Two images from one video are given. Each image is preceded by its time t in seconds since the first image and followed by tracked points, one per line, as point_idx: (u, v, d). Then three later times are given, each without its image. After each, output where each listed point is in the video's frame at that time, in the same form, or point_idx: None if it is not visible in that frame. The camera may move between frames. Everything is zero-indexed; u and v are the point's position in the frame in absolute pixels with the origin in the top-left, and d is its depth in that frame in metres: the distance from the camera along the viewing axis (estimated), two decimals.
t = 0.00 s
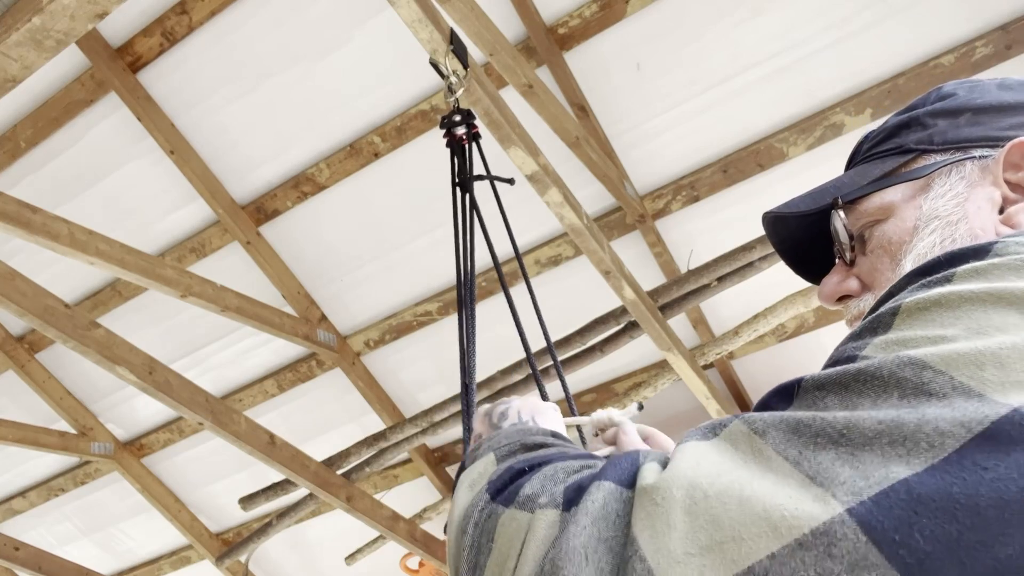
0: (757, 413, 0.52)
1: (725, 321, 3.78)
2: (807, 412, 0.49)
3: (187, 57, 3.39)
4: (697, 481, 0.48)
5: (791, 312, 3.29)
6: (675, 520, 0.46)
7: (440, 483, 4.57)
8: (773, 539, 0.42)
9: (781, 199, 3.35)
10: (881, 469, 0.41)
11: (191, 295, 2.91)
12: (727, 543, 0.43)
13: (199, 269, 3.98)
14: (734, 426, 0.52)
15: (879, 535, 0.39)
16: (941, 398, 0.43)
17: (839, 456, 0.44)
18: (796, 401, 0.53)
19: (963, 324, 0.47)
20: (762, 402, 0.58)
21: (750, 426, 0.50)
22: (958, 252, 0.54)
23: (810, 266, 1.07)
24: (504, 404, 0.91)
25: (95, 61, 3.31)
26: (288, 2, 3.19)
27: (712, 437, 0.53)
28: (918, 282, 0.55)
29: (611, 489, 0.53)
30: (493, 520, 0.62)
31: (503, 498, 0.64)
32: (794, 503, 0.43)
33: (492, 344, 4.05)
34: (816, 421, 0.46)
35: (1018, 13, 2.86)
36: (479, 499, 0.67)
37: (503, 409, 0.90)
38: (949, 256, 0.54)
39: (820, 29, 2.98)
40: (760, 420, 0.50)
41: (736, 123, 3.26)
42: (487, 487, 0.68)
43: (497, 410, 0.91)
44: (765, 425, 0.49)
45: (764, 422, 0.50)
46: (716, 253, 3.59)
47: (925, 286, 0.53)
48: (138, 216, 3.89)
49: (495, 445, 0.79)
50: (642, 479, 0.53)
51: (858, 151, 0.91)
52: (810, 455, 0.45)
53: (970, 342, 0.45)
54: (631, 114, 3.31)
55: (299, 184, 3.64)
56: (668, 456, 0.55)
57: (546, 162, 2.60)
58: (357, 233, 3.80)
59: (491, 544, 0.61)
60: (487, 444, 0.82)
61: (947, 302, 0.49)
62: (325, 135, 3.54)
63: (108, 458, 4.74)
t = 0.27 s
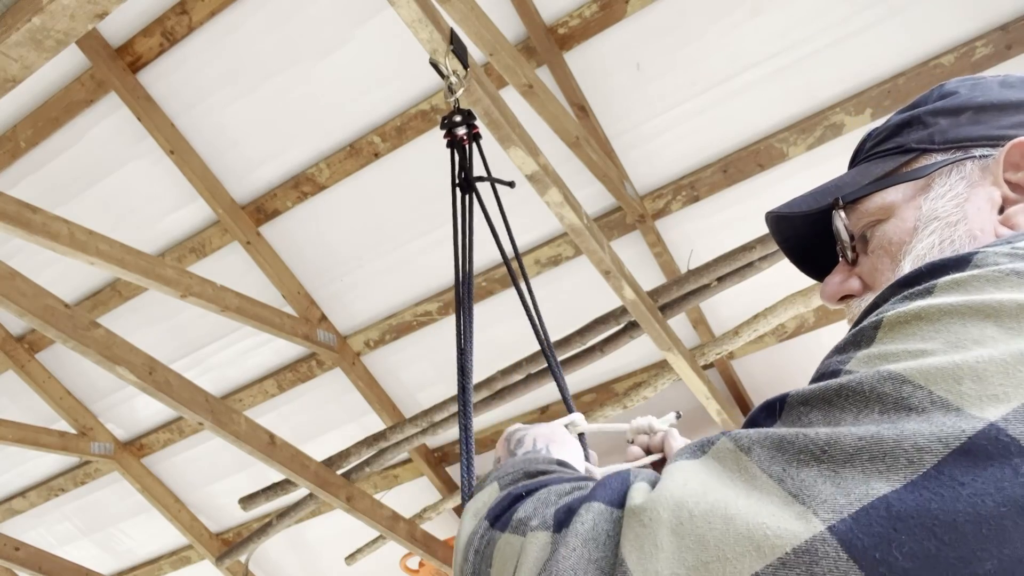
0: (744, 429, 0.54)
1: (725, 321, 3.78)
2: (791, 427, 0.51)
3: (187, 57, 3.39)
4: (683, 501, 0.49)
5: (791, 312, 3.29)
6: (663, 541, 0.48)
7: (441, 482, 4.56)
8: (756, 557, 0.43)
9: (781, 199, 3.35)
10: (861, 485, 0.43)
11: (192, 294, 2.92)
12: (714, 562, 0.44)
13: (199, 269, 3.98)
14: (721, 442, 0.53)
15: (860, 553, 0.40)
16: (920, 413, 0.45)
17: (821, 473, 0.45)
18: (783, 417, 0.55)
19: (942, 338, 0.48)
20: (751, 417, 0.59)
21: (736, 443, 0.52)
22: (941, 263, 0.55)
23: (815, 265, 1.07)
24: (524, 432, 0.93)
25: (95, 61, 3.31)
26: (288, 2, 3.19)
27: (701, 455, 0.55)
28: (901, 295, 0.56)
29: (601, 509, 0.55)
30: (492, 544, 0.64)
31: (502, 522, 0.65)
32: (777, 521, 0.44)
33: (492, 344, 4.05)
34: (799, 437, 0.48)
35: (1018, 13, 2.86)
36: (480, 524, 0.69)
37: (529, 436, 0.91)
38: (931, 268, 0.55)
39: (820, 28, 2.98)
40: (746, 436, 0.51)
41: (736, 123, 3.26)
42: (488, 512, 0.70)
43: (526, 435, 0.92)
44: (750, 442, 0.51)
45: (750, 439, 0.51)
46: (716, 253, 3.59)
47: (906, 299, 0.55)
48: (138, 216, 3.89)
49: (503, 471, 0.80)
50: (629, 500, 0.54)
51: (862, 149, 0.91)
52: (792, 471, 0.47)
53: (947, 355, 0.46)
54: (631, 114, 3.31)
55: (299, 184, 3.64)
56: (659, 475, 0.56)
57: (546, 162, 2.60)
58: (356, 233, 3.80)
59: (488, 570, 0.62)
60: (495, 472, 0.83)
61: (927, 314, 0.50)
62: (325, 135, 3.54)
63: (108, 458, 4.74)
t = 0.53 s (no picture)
0: (749, 444, 0.54)
1: (725, 321, 3.78)
2: (796, 440, 0.51)
3: (187, 57, 3.40)
4: (690, 524, 0.49)
5: (791, 312, 3.29)
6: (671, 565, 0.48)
7: (441, 482, 4.56)
8: None
9: (781, 199, 3.35)
10: (870, 500, 0.44)
11: (192, 295, 2.92)
12: None
13: (199, 269, 3.98)
14: (727, 458, 0.54)
15: (872, 570, 0.41)
16: (925, 423, 0.45)
17: (828, 487, 0.46)
18: (788, 429, 0.55)
19: (945, 346, 0.48)
20: (756, 430, 0.60)
21: (742, 459, 0.52)
22: (941, 271, 0.55)
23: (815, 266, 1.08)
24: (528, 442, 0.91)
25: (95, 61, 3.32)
26: (288, 3, 3.19)
27: (707, 470, 0.55)
28: (900, 303, 0.56)
29: (608, 529, 0.56)
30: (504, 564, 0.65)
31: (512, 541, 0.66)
32: (786, 538, 0.45)
33: (492, 344, 4.05)
34: (804, 451, 0.48)
35: (1018, 13, 2.86)
36: (491, 543, 0.69)
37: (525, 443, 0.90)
38: (930, 276, 0.56)
39: (820, 28, 2.98)
40: (752, 452, 0.52)
41: (736, 123, 3.26)
42: (499, 530, 0.70)
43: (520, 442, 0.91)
44: (756, 458, 0.51)
45: (756, 455, 0.51)
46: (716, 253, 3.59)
47: (907, 307, 0.55)
48: (138, 216, 3.89)
49: (513, 485, 0.80)
50: (636, 519, 0.55)
51: (863, 151, 0.91)
52: (800, 486, 0.47)
53: (952, 364, 0.47)
54: (631, 114, 3.31)
55: (299, 184, 3.64)
56: (666, 492, 0.57)
57: (546, 162, 2.60)
58: (356, 233, 3.80)
59: None
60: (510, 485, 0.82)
61: (929, 323, 0.51)
62: (325, 135, 3.54)
63: (108, 458, 4.74)
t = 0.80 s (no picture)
0: (798, 429, 0.53)
1: (725, 321, 3.78)
2: (852, 427, 0.50)
3: (188, 57, 3.40)
4: (742, 508, 0.48)
5: (791, 312, 3.29)
6: (722, 546, 0.47)
7: (441, 482, 4.57)
8: (830, 568, 0.42)
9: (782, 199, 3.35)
10: (938, 488, 0.42)
11: (191, 295, 2.92)
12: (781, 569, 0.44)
13: (199, 269, 3.98)
14: (778, 444, 0.53)
15: (946, 563, 0.40)
16: (993, 410, 0.44)
17: (892, 475, 0.45)
18: (835, 415, 0.54)
19: (1010, 334, 0.48)
20: (794, 412, 0.58)
21: (792, 445, 0.51)
22: (987, 260, 0.55)
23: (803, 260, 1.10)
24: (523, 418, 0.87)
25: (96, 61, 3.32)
26: (288, 3, 3.19)
27: (753, 459, 0.54)
28: (948, 289, 0.56)
29: (642, 510, 0.56)
30: (522, 548, 0.63)
31: (526, 525, 0.64)
32: (851, 527, 0.43)
33: (492, 344, 4.05)
34: (863, 437, 0.47)
35: (1018, 13, 2.86)
36: (502, 526, 0.67)
37: (519, 418, 0.86)
38: (979, 262, 0.55)
39: (820, 28, 2.98)
40: (803, 437, 0.51)
41: (736, 123, 3.26)
42: (509, 511, 0.68)
43: (510, 418, 0.86)
44: (809, 443, 0.50)
45: (809, 441, 0.50)
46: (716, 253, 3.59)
47: (959, 293, 0.54)
48: (138, 216, 3.89)
49: (510, 467, 0.77)
50: (675, 502, 0.54)
51: (863, 147, 0.92)
52: (861, 474, 0.46)
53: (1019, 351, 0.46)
54: (632, 114, 3.31)
55: (299, 184, 3.64)
56: (708, 476, 0.55)
57: (546, 161, 2.60)
58: (357, 233, 3.80)
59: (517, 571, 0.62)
60: (507, 463, 0.78)
61: (989, 310, 0.50)
62: (325, 135, 3.54)
63: (108, 458, 4.74)
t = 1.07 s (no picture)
0: (825, 412, 0.51)
1: (725, 321, 3.78)
2: (882, 410, 0.49)
3: (188, 57, 3.39)
4: (773, 491, 0.47)
5: (791, 312, 3.29)
6: (752, 527, 0.46)
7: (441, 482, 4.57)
8: (868, 553, 0.41)
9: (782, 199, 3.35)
10: (980, 473, 0.41)
11: (192, 295, 2.92)
12: (816, 555, 0.42)
13: (199, 269, 3.98)
14: (804, 427, 0.51)
15: (990, 552, 0.38)
16: None
17: (930, 460, 0.43)
18: (861, 398, 0.52)
19: None
20: (817, 395, 0.57)
21: (820, 428, 0.50)
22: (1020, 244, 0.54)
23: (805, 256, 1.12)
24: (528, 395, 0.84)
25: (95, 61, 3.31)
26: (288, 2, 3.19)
27: (777, 442, 0.52)
28: (977, 274, 0.55)
29: (665, 493, 0.54)
30: (529, 526, 0.60)
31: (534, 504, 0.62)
32: (889, 513, 0.42)
33: (492, 344, 4.05)
34: (899, 421, 0.46)
35: (1017, 13, 2.86)
36: (506, 502, 0.64)
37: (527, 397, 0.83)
38: (1009, 248, 0.55)
39: (820, 28, 2.98)
40: (832, 420, 0.50)
41: (736, 123, 3.26)
42: (514, 487, 0.66)
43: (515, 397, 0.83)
44: (838, 427, 0.49)
45: (839, 424, 0.49)
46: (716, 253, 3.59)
47: (989, 278, 0.53)
48: (138, 216, 3.89)
49: (508, 445, 0.73)
50: (700, 485, 0.52)
51: (869, 142, 0.95)
52: (897, 458, 0.45)
53: None
54: (632, 114, 3.31)
55: (299, 184, 3.63)
56: (730, 459, 0.54)
57: (546, 162, 2.60)
58: (357, 233, 3.80)
59: (526, 553, 0.58)
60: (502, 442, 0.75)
61: None
62: (325, 135, 3.54)
63: (108, 458, 4.75)
